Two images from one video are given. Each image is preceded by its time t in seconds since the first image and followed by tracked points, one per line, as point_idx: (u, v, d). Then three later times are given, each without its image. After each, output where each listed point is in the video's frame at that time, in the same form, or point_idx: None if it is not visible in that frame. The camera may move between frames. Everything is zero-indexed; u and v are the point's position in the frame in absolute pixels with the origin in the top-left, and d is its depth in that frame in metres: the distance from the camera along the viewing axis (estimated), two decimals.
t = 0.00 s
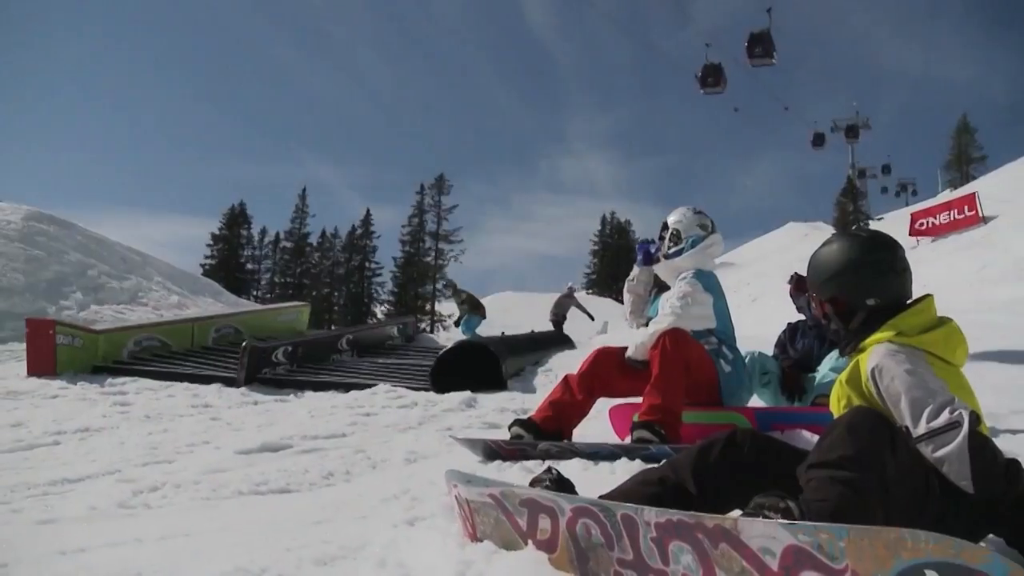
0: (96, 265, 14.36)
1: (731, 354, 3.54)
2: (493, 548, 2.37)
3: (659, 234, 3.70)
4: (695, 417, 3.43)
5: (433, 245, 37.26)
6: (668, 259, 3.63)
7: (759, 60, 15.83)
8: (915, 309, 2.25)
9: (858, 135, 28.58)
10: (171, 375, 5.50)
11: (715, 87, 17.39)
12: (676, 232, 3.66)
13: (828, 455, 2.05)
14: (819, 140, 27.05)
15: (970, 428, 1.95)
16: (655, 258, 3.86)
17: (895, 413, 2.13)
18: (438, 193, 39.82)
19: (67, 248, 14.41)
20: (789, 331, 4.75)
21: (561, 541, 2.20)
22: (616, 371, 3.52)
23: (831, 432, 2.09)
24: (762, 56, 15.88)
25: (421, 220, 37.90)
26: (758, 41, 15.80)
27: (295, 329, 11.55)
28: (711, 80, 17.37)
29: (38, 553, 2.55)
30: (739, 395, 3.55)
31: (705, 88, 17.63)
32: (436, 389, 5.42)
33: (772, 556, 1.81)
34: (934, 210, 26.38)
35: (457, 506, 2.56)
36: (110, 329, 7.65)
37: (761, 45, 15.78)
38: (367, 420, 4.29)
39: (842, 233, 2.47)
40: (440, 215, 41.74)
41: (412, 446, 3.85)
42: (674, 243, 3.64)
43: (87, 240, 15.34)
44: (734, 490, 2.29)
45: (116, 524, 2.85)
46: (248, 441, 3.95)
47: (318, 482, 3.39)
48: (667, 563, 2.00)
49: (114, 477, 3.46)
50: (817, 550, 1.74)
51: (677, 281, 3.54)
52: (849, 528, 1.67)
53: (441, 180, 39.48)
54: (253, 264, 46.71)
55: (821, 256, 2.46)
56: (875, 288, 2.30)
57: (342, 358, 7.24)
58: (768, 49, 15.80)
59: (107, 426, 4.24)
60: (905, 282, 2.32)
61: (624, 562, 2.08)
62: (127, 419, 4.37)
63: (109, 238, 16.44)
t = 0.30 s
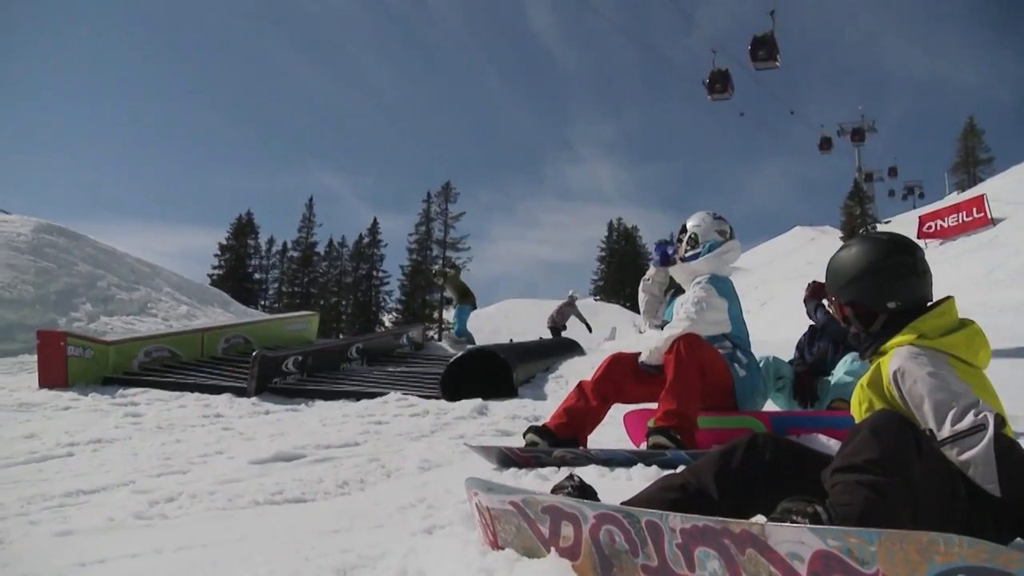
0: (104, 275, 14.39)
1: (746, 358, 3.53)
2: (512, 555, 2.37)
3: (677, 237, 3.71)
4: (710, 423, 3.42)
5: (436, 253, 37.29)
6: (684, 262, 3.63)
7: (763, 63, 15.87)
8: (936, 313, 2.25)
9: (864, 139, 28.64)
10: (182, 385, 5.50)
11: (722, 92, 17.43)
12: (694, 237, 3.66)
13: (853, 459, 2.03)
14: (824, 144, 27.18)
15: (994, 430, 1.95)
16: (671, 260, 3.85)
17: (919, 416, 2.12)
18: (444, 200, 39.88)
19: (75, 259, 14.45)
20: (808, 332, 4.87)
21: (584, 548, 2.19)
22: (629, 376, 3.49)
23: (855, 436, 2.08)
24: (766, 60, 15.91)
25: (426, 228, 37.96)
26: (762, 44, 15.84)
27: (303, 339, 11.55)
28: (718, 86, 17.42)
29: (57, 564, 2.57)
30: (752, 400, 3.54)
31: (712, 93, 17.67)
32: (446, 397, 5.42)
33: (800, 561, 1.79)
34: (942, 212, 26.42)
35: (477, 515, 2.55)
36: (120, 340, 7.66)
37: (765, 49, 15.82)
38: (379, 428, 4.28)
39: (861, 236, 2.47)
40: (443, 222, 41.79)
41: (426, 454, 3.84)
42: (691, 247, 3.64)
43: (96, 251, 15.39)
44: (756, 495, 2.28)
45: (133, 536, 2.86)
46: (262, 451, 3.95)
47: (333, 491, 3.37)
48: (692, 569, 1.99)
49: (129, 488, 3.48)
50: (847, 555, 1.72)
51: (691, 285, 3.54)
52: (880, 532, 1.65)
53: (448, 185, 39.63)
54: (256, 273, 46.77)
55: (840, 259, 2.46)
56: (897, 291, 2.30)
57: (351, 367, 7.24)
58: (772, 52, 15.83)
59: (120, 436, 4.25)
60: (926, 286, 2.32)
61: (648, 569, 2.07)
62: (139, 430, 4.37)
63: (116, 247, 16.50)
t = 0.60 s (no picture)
0: (117, 277, 14.47)
1: (761, 359, 3.52)
2: (529, 556, 2.38)
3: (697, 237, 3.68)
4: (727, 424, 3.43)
5: (444, 256, 37.32)
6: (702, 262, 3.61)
7: (772, 63, 15.85)
8: (959, 313, 2.24)
9: (875, 139, 28.56)
10: (196, 387, 5.53)
11: (734, 93, 17.40)
12: (714, 238, 3.65)
13: (878, 460, 2.03)
14: (835, 145, 27.15)
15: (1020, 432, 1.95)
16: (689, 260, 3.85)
17: (942, 416, 2.11)
18: (454, 202, 39.96)
19: (89, 261, 14.54)
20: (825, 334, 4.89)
21: (606, 549, 2.18)
22: (645, 378, 3.50)
23: (880, 436, 2.07)
24: (776, 59, 15.89)
25: (438, 230, 38.00)
26: (771, 44, 15.84)
27: (315, 341, 11.58)
28: (730, 89, 17.41)
29: (78, 564, 2.61)
30: (768, 402, 3.55)
31: (724, 95, 17.66)
32: (458, 398, 5.43)
33: (827, 562, 1.78)
34: (955, 213, 26.35)
35: (496, 515, 2.55)
36: (133, 342, 7.70)
37: (775, 49, 15.79)
38: (392, 430, 4.28)
39: (883, 236, 2.46)
40: (451, 224, 41.83)
41: (441, 455, 3.84)
42: (709, 248, 3.63)
43: (109, 253, 15.47)
44: (776, 497, 2.28)
45: (151, 536, 2.91)
46: (276, 452, 3.96)
47: (349, 492, 3.37)
48: (716, 570, 1.98)
49: (146, 489, 3.51)
50: (875, 556, 1.71)
51: (707, 286, 3.53)
52: (909, 533, 1.64)
53: (458, 187, 39.73)
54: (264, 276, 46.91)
55: (862, 258, 2.45)
56: (919, 291, 2.29)
57: (364, 368, 7.25)
58: (781, 52, 15.81)
59: (134, 437, 4.29)
60: (949, 286, 2.31)
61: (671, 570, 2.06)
62: (154, 431, 4.40)
63: (128, 250, 16.59)
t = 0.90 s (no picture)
0: (126, 275, 14.50)
1: (776, 352, 3.54)
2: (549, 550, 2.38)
3: (714, 230, 3.68)
4: (742, 418, 3.44)
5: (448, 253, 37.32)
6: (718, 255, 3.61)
7: (776, 55, 15.82)
8: (981, 304, 2.24)
9: (882, 132, 28.54)
10: (207, 385, 5.54)
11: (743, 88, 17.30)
12: (731, 231, 3.64)
13: (902, 451, 2.02)
14: (843, 139, 27.15)
15: None
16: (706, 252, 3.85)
17: (966, 408, 2.11)
18: (462, 198, 40.00)
19: (99, 260, 14.58)
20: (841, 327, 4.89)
21: (629, 542, 2.18)
22: (659, 371, 3.50)
23: (904, 428, 2.07)
24: (781, 52, 15.86)
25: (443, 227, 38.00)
26: (776, 36, 15.79)
27: (324, 338, 11.59)
28: (738, 85, 17.39)
29: (99, 560, 2.66)
30: (783, 395, 3.56)
31: (732, 91, 17.64)
32: (469, 394, 5.44)
33: (855, 554, 1.77)
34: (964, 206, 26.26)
35: (515, 509, 2.56)
36: (143, 339, 7.72)
37: (780, 41, 15.77)
38: (404, 426, 4.28)
39: (903, 227, 2.46)
40: (454, 221, 41.81)
41: (455, 450, 3.84)
42: (726, 241, 3.62)
43: (118, 251, 15.49)
44: (798, 490, 2.27)
45: (168, 533, 2.94)
46: (289, 448, 3.96)
47: (364, 487, 3.37)
48: (742, 563, 1.97)
49: (161, 486, 3.53)
50: (905, 547, 1.70)
51: (723, 280, 3.53)
52: (940, 523, 1.63)
53: (465, 183, 39.71)
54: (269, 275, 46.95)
55: (882, 250, 2.45)
56: (942, 283, 2.28)
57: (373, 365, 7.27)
58: (786, 45, 15.79)
59: (147, 435, 4.32)
60: (971, 276, 2.30)
61: (696, 562, 2.06)
62: (167, 429, 4.42)
63: (136, 249, 16.64)
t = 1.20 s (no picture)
0: (139, 271, 14.55)
1: (794, 344, 3.54)
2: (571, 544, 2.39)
3: (734, 220, 3.67)
4: (760, 410, 3.44)
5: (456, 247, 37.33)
6: (738, 245, 3.60)
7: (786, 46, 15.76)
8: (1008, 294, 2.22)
9: (893, 123, 28.42)
10: (221, 379, 5.57)
11: (754, 81, 17.22)
12: (750, 222, 3.64)
13: (931, 442, 2.01)
14: (855, 131, 27.04)
15: None
16: (725, 241, 3.84)
17: (994, 398, 2.10)
18: (471, 193, 39.94)
19: (113, 255, 14.65)
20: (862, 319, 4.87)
21: (654, 535, 2.18)
22: (676, 364, 3.50)
23: (932, 419, 2.06)
24: (789, 43, 15.81)
25: (455, 220, 37.95)
26: (785, 27, 15.72)
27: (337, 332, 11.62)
28: (750, 78, 17.32)
29: (121, 553, 2.70)
30: (801, 388, 3.56)
31: (744, 85, 17.56)
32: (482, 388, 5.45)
33: (886, 545, 1.75)
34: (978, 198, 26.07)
35: (538, 501, 2.56)
36: (157, 335, 7.75)
37: (789, 32, 15.70)
38: (419, 420, 4.28)
39: (927, 216, 2.43)
40: (462, 216, 41.81)
41: (471, 444, 3.84)
42: (746, 233, 3.62)
43: (131, 246, 15.57)
44: (823, 481, 2.26)
45: (189, 526, 2.97)
46: (305, 442, 3.97)
47: (381, 481, 3.38)
48: (770, 555, 1.96)
49: (179, 480, 3.56)
50: (938, 539, 1.69)
51: (741, 271, 3.54)
52: (973, 514, 1.61)
53: (475, 177, 39.68)
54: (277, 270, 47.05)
55: (906, 240, 2.43)
56: (968, 272, 2.26)
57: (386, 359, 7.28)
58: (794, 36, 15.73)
59: (162, 430, 4.37)
60: (997, 266, 2.28)
61: (723, 554, 2.06)
62: (183, 424, 4.45)
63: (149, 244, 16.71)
